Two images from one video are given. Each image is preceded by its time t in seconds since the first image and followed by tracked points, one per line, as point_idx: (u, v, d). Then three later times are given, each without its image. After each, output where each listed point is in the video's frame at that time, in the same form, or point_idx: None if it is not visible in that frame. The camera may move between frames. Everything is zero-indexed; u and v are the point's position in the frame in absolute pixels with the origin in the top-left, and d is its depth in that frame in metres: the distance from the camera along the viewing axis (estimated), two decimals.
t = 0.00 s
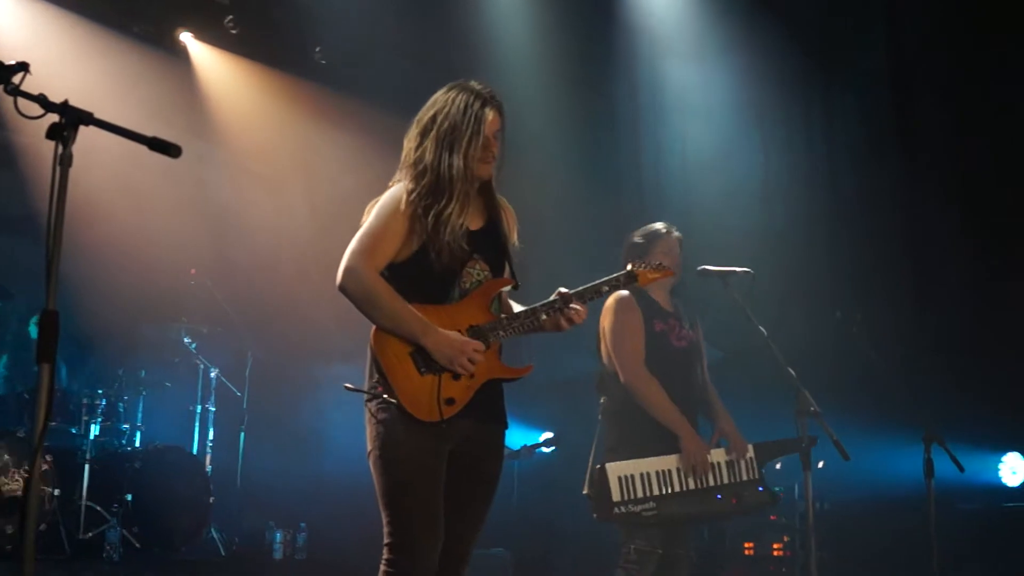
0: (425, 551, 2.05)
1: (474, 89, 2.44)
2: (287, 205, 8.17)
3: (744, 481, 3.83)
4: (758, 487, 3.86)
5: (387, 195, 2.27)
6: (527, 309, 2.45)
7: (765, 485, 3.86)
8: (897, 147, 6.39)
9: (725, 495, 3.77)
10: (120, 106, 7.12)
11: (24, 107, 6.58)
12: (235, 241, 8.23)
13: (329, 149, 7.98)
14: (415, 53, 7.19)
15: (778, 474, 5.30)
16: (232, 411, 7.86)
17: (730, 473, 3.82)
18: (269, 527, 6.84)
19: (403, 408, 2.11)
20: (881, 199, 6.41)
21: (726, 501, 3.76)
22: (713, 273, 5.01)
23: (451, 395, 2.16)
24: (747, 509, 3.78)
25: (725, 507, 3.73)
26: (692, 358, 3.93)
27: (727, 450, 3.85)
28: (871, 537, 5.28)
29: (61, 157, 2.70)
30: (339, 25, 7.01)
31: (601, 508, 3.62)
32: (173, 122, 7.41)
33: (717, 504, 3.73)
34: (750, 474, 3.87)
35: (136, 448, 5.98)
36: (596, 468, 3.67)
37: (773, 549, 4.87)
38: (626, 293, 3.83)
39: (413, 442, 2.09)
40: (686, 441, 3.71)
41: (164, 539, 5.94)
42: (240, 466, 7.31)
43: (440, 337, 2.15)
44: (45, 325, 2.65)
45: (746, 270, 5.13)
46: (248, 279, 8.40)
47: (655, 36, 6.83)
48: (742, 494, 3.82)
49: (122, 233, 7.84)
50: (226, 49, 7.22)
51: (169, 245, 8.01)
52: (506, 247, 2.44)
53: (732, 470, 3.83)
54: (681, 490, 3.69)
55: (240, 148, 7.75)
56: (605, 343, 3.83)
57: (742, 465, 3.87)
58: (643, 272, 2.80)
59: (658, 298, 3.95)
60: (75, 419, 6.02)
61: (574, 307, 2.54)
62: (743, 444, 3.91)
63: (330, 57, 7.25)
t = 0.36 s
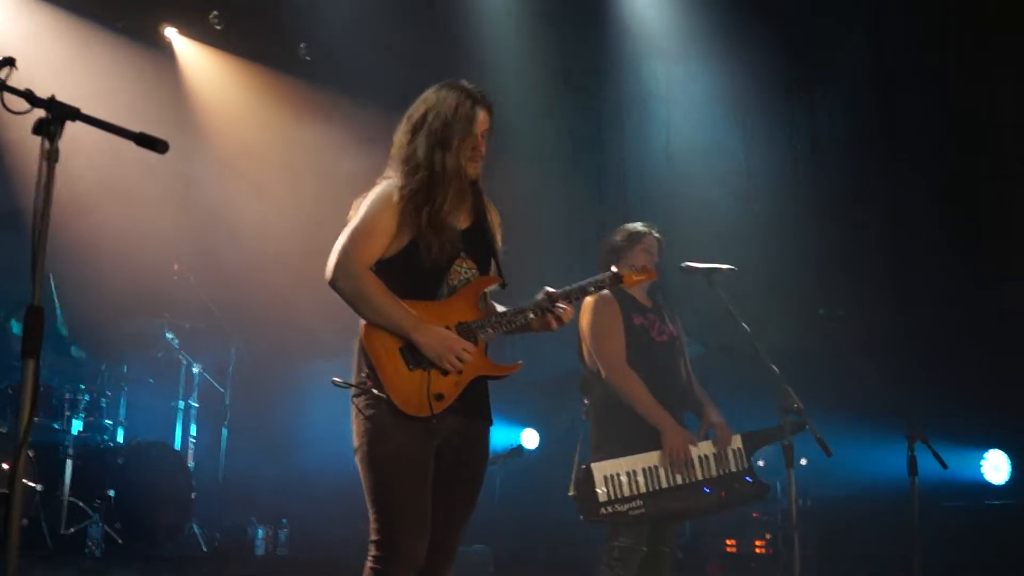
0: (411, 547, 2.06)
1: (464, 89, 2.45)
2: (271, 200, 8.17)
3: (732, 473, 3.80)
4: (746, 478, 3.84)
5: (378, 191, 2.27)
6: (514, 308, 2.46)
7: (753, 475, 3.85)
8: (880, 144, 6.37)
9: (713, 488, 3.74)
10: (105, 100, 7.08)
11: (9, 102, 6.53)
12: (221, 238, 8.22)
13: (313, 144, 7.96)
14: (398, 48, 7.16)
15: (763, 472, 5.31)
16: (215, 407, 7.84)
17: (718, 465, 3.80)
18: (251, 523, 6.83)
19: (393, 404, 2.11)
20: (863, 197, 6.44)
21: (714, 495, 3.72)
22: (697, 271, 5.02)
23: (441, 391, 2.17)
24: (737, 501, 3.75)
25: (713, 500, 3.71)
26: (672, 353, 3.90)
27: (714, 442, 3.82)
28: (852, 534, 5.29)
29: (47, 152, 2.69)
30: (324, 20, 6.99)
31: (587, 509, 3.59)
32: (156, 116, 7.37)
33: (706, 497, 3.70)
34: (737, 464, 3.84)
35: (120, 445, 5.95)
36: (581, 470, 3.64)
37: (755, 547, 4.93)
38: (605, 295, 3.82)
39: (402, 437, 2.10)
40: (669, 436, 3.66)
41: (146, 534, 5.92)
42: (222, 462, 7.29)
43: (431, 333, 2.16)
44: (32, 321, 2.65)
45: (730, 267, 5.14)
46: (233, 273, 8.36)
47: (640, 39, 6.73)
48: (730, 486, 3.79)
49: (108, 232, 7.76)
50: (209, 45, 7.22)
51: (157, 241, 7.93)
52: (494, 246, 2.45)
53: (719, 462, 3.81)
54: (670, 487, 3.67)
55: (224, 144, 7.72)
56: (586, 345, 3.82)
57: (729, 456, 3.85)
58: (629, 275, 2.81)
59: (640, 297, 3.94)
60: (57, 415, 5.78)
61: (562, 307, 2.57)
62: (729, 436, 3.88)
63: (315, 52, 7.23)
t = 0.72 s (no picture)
0: (406, 547, 2.08)
1: (455, 89, 2.47)
2: (262, 202, 8.18)
3: (720, 482, 3.64)
4: (735, 488, 3.66)
5: (373, 190, 2.29)
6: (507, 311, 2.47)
7: (743, 486, 3.67)
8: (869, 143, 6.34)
9: (700, 496, 3.57)
10: (97, 102, 7.07)
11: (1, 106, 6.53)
12: (212, 239, 8.26)
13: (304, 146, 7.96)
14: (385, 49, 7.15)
15: (755, 470, 5.31)
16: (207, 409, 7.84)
17: (706, 473, 3.63)
18: (244, 525, 6.83)
19: (388, 405, 2.13)
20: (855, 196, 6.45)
21: (701, 503, 3.56)
22: (688, 270, 5.04)
23: (436, 393, 2.19)
24: (724, 511, 3.59)
25: (700, 508, 3.54)
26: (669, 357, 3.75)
27: (704, 449, 3.67)
28: (841, 532, 5.28)
29: (40, 157, 2.71)
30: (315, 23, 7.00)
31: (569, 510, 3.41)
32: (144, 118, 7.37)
33: (692, 505, 3.54)
34: (727, 474, 3.68)
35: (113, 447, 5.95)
36: (565, 469, 3.47)
37: (749, 545, 4.96)
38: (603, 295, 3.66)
39: (398, 439, 2.12)
40: (658, 441, 3.52)
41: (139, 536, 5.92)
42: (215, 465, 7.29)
43: (429, 335, 2.18)
44: (25, 325, 2.66)
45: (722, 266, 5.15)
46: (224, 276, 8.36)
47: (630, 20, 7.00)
48: (718, 495, 3.62)
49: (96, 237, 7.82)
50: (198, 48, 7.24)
51: (146, 242, 7.99)
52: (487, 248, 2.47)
53: (709, 469, 3.65)
54: (657, 492, 3.50)
55: (214, 147, 7.73)
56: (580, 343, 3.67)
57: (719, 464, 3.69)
58: (622, 279, 2.79)
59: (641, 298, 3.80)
60: (50, 416, 5.79)
61: (542, 319, 2.51)
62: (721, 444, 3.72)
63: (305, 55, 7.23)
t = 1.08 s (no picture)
0: (409, 549, 2.09)
1: (438, 87, 2.50)
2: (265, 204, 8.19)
3: (715, 481, 3.54)
4: (733, 486, 3.57)
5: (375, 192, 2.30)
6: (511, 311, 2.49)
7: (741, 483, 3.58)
8: (871, 145, 6.34)
9: (695, 495, 3.49)
10: (98, 103, 7.10)
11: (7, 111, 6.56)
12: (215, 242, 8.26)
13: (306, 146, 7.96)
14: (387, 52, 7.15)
15: (757, 474, 5.31)
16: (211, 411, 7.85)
17: (699, 472, 3.55)
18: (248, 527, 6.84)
19: (396, 408, 2.14)
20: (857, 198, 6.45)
21: (695, 502, 3.48)
22: (691, 273, 5.05)
23: (443, 396, 2.21)
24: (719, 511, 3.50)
25: (693, 508, 3.46)
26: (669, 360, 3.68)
27: (695, 449, 3.57)
28: (843, 535, 5.29)
29: (47, 160, 2.72)
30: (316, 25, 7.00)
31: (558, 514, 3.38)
32: (147, 120, 7.38)
33: (686, 505, 3.46)
34: (723, 473, 3.58)
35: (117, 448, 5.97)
36: (555, 471, 3.43)
37: (752, 549, 5.00)
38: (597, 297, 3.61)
39: (403, 442, 2.13)
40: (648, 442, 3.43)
41: (143, 539, 5.92)
42: (219, 467, 7.30)
43: (437, 338, 2.19)
44: (32, 328, 2.67)
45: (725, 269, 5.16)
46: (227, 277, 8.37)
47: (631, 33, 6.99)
48: (714, 494, 3.53)
49: (101, 239, 7.82)
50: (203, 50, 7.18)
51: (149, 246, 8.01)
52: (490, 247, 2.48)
53: (703, 469, 3.56)
54: (649, 492, 3.43)
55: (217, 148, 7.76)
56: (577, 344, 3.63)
57: (714, 463, 3.59)
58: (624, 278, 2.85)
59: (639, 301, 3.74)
60: (54, 417, 5.87)
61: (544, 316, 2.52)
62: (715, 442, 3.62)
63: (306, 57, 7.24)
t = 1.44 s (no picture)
0: (432, 549, 2.09)
1: (447, 89, 2.49)
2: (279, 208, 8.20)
3: (730, 480, 3.50)
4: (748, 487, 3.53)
5: (387, 196, 2.30)
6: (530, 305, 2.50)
7: (755, 484, 3.54)
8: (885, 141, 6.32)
9: (708, 493, 3.45)
10: (114, 110, 7.14)
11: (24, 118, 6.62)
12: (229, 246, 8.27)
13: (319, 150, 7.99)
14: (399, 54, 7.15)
15: (774, 473, 5.30)
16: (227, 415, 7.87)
17: (714, 472, 3.51)
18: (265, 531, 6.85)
19: (419, 411, 2.15)
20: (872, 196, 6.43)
21: (708, 501, 3.44)
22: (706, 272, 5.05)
23: (467, 396, 2.22)
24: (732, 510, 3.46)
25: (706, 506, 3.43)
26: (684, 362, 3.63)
27: (706, 448, 3.52)
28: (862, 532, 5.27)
29: (64, 167, 2.73)
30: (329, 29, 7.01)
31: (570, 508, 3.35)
32: (162, 126, 7.40)
33: (699, 503, 3.42)
34: (737, 474, 3.54)
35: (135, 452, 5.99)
36: (567, 465, 3.41)
37: (769, 547, 5.01)
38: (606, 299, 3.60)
39: (425, 444, 2.14)
40: (660, 443, 3.37)
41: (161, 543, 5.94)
42: (235, 471, 7.31)
43: (458, 339, 2.20)
44: (52, 335, 2.68)
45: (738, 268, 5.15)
46: (241, 281, 8.38)
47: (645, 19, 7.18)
48: (728, 493, 3.49)
49: (116, 244, 7.84)
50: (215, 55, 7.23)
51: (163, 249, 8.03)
52: (505, 244, 2.48)
53: (717, 468, 3.52)
54: (662, 489, 3.40)
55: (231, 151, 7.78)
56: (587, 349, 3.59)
57: (728, 464, 3.54)
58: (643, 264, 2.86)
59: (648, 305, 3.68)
60: (71, 423, 5.98)
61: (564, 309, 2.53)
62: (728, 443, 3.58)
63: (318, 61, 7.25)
